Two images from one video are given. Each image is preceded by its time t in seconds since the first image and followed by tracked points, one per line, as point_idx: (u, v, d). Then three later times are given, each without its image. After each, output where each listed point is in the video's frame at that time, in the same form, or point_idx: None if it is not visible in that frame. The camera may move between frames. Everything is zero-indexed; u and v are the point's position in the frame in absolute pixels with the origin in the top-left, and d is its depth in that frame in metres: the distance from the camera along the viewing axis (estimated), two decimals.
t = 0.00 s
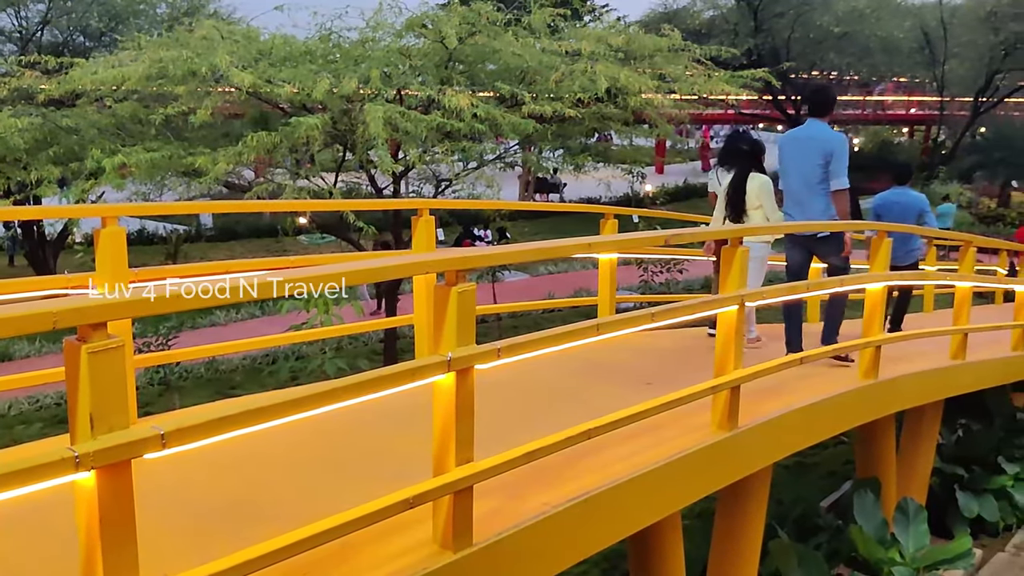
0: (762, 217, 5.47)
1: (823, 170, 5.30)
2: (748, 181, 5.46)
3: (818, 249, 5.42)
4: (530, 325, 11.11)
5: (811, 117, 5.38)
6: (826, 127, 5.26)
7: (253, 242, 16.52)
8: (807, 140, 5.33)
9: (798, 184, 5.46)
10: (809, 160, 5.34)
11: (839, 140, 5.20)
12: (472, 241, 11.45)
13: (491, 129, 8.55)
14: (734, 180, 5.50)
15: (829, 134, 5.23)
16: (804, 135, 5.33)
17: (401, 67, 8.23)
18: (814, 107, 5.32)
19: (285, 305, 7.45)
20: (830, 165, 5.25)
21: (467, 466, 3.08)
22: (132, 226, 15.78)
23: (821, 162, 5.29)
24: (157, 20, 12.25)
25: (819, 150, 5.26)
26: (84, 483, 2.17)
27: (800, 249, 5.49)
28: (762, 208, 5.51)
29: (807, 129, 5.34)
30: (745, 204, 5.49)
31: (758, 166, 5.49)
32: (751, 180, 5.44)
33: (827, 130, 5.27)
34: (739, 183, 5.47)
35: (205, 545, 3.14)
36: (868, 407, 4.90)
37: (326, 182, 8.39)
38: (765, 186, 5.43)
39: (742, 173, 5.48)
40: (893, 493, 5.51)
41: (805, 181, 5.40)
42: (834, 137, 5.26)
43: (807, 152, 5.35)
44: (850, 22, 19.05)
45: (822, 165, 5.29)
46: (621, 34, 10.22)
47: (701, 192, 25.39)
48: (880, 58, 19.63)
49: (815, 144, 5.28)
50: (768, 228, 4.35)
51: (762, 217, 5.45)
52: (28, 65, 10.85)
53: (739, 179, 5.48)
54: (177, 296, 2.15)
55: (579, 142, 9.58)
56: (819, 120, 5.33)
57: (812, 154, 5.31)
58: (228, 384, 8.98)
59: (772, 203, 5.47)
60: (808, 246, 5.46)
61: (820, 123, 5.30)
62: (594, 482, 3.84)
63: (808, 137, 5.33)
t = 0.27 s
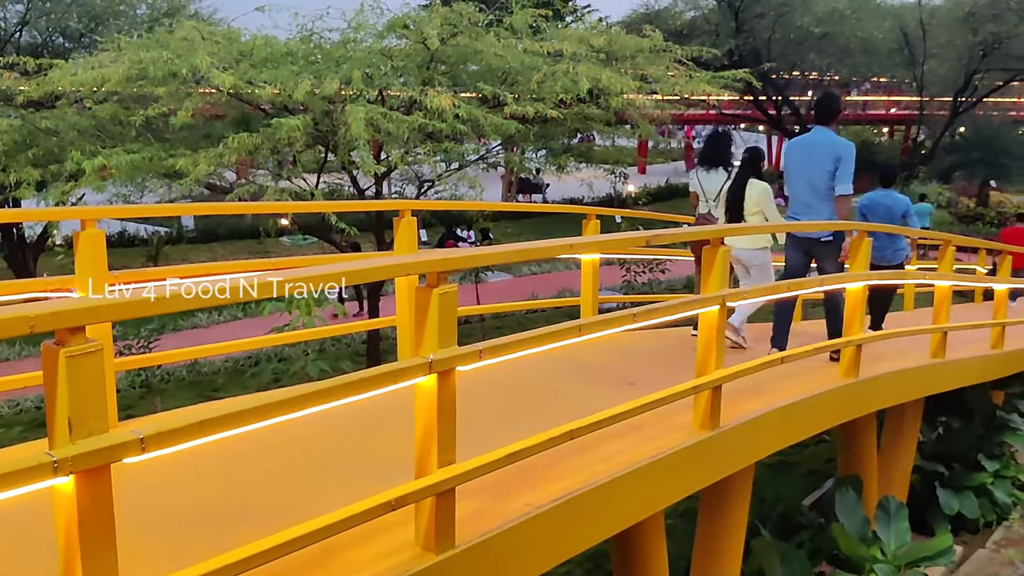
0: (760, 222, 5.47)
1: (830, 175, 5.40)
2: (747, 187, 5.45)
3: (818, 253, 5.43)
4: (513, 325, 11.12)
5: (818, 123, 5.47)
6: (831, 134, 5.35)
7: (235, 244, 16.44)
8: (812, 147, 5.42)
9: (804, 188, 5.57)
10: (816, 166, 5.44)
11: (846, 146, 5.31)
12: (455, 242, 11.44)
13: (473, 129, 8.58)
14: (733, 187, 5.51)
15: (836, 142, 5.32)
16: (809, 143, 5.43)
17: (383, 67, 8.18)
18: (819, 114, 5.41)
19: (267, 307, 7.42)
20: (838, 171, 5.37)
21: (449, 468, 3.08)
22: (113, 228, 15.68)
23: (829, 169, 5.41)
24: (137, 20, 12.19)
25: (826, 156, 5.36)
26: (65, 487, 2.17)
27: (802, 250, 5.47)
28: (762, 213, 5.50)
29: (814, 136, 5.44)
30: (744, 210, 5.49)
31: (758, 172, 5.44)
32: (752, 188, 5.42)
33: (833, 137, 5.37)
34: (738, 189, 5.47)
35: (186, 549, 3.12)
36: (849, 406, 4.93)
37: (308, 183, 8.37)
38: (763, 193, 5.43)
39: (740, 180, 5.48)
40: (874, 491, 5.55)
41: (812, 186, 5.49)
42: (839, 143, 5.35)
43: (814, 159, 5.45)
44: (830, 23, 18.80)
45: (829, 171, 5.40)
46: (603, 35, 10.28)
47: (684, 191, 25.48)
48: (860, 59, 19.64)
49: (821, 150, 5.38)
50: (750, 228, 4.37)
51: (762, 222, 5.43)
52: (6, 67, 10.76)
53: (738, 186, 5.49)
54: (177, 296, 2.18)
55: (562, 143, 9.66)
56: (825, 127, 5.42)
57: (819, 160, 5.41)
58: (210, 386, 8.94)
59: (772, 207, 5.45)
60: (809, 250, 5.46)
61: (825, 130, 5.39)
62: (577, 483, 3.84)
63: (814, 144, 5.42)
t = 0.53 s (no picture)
0: (760, 220, 5.50)
1: (837, 175, 5.59)
2: (746, 186, 5.49)
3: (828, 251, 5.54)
4: (498, 325, 11.13)
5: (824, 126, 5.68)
6: (838, 135, 5.56)
7: (218, 245, 16.37)
8: (819, 147, 5.61)
9: (812, 189, 5.73)
10: (823, 166, 5.63)
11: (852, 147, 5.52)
12: (439, 242, 11.43)
13: (456, 130, 8.59)
14: (732, 185, 5.55)
15: (845, 143, 5.51)
16: (817, 144, 5.61)
17: (366, 68, 8.17)
18: (826, 116, 5.62)
19: (250, 309, 7.39)
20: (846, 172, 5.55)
21: (432, 470, 3.07)
22: (95, 229, 15.59)
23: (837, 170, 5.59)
24: (119, 21, 12.16)
25: (833, 156, 5.55)
26: (45, 492, 2.16)
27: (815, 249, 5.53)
28: (762, 211, 5.54)
29: (820, 137, 5.63)
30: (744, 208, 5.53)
31: (757, 170, 5.52)
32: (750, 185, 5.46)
33: (839, 138, 5.57)
34: (737, 188, 5.50)
35: (169, 552, 3.11)
36: (832, 405, 4.95)
37: (291, 185, 8.34)
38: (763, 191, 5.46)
39: (739, 179, 5.52)
40: (857, 489, 5.57)
41: (819, 185, 5.67)
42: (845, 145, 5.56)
43: (820, 159, 5.63)
44: (812, 24, 19.01)
45: (836, 171, 5.60)
46: (586, 35, 10.32)
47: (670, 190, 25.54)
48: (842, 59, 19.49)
49: (828, 150, 5.57)
50: (732, 228, 4.39)
51: (762, 220, 5.48)
52: None
53: (736, 184, 5.53)
54: (176, 297, 2.20)
55: (545, 143, 9.69)
56: (830, 129, 5.63)
57: (826, 160, 5.60)
58: (193, 389, 8.90)
59: (773, 205, 5.48)
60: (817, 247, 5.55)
61: (831, 131, 5.60)
62: (561, 483, 3.85)
63: (821, 145, 5.61)
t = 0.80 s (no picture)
0: (762, 216, 5.62)
1: (835, 175, 5.70)
2: (747, 183, 5.61)
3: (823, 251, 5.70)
4: (484, 326, 11.15)
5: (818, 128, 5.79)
6: (834, 136, 5.67)
7: (202, 246, 16.30)
8: (816, 149, 5.70)
9: (809, 189, 5.81)
10: (821, 167, 5.73)
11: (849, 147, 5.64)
12: (425, 243, 11.42)
13: (440, 131, 8.60)
14: (732, 184, 5.66)
15: (840, 142, 5.64)
16: (814, 145, 5.71)
17: (350, 69, 8.18)
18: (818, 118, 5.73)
19: (235, 311, 7.37)
20: (843, 171, 5.67)
21: (416, 472, 3.07)
22: (78, 231, 15.49)
23: (834, 169, 5.70)
24: (102, 23, 12.11)
25: (831, 157, 5.65)
26: (25, 497, 2.14)
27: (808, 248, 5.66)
28: (761, 208, 5.65)
29: (816, 138, 5.74)
30: (745, 207, 5.65)
31: (755, 169, 5.60)
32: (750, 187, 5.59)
33: (835, 139, 5.69)
34: (737, 186, 5.61)
35: (154, 556, 3.10)
36: (815, 404, 4.98)
37: (276, 186, 8.32)
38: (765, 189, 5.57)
39: (739, 177, 5.62)
40: (841, 487, 5.60)
41: (818, 186, 5.76)
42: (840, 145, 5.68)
43: (818, 160, 5.73)
44: (795, 26, 19.21)
45: (834, 171, 5.70)
46: (570, 36, 10.36)
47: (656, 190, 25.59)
48: (825, 60, 19.68)
49: (825, 151, 5.67)
50: (716, 228, 4.40)
51: (764, 217, 5.59)
52: None
53: (736, 182, 5.64)
54: (177, 296, 2.23)
55: (531, 144, 9.72)
56: (823, 130, 5.75)
57: (824, 160, 5.70)
58: (178, 391, 8.86)
59: (773, 203, 5.60)
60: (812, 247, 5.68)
61: (826, 133, 5.71)
62: (546, 484, 3.85)
63: (817, 146, 5.71)
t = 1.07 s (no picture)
0: (753, 216, 5.65)
1: (828, 179, 5.76)
2: (740, 182, 5.62)
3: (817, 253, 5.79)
4: (470, 327, 11.15)
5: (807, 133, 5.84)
6: (826, 141, 5.72)
7: (189, 248, 16.24)
8: (810, 153, 5.74)
9: (803, 194, 5.84)
10: (815, 171, 5.77)
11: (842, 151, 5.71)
12: (411, 244, 11.42)
13: (426, 131, 8.60)
14: (725, 182, 5.66)
15: (832, 148, 5.70)
16: (808, 150, 5.74)
17: (335, 70, 8.15)
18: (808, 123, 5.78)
19: (220, 313, 7.35)
20: (836, 175, 5.75)
21: (402, 473, 3.06)
22: (62, 233, 15.41)
23: (827, 174, 5.77)
24: (85, 24, 12.05)
25: (826, 161, 5.70)
26: (7, 501, 2.13)
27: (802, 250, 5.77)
28: (752, 207, 5.68)
29: (808, 143, 5.78)
30: (738, 204, 5.65)
31: (747, 168, 5.63)
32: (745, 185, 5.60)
33: (827, 143, 5.75)
34: (731, 184, 5.62)
35: (138, 560, 3.09)
36: (801, 403, 5.00)
37: (261, 187, 8.30)
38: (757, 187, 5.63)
39: (733, 176, 5.62)
40: (827, 486, 5.62)
41: (812, 190, 5.80)
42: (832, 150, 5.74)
43: (812, 164, 5.77)
44: (779, 26, 19.39)
45: (828, 175, 5.76)
46: (555, 37, 10.40)
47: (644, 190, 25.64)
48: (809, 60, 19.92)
49: (820, 155, 5.72)
50: (700, 228, 4.40)
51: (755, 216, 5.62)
52: None
53: (729, 181, 5.63)
54: (164, 298, 2.22)
55: (517, 145, 9.76)
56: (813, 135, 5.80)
57: (818, 165, 5.74)
58: (163, 393, 8.82)
59: (764, 202, 5.65)
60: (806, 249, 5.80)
61: (818, 137, 5.76)
62: (531, 484, 3.85)
63: (810, 152, 5.75)
